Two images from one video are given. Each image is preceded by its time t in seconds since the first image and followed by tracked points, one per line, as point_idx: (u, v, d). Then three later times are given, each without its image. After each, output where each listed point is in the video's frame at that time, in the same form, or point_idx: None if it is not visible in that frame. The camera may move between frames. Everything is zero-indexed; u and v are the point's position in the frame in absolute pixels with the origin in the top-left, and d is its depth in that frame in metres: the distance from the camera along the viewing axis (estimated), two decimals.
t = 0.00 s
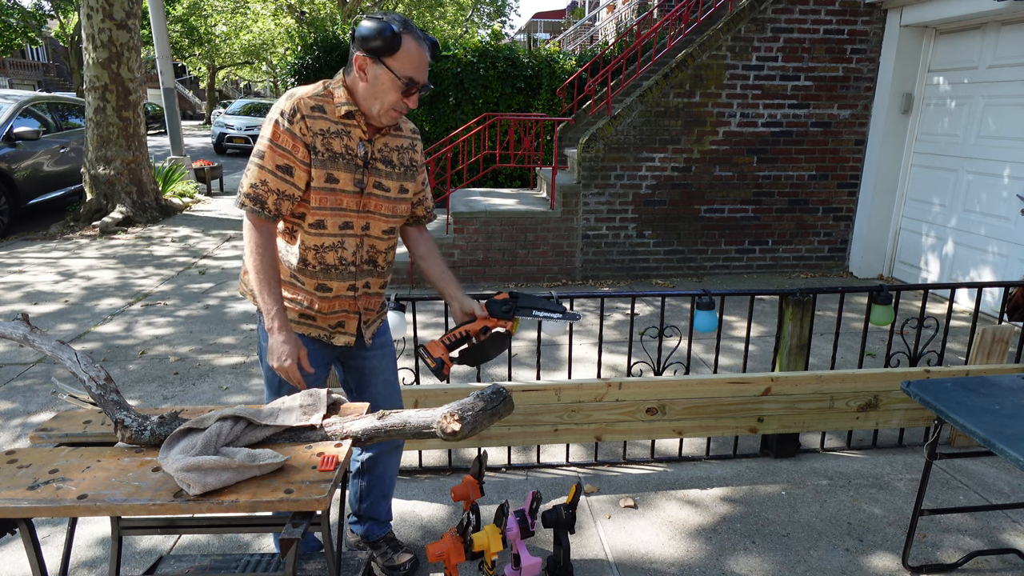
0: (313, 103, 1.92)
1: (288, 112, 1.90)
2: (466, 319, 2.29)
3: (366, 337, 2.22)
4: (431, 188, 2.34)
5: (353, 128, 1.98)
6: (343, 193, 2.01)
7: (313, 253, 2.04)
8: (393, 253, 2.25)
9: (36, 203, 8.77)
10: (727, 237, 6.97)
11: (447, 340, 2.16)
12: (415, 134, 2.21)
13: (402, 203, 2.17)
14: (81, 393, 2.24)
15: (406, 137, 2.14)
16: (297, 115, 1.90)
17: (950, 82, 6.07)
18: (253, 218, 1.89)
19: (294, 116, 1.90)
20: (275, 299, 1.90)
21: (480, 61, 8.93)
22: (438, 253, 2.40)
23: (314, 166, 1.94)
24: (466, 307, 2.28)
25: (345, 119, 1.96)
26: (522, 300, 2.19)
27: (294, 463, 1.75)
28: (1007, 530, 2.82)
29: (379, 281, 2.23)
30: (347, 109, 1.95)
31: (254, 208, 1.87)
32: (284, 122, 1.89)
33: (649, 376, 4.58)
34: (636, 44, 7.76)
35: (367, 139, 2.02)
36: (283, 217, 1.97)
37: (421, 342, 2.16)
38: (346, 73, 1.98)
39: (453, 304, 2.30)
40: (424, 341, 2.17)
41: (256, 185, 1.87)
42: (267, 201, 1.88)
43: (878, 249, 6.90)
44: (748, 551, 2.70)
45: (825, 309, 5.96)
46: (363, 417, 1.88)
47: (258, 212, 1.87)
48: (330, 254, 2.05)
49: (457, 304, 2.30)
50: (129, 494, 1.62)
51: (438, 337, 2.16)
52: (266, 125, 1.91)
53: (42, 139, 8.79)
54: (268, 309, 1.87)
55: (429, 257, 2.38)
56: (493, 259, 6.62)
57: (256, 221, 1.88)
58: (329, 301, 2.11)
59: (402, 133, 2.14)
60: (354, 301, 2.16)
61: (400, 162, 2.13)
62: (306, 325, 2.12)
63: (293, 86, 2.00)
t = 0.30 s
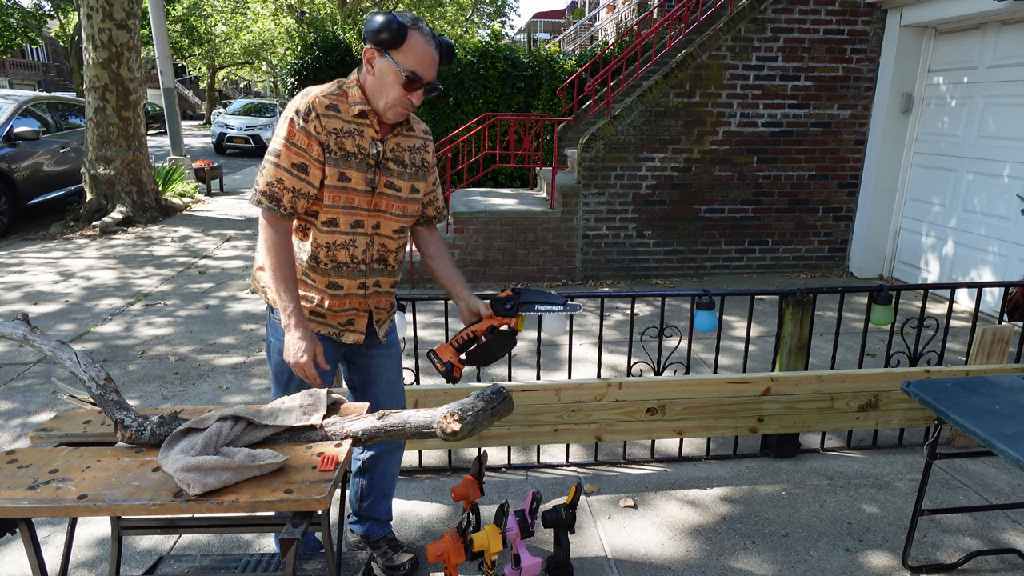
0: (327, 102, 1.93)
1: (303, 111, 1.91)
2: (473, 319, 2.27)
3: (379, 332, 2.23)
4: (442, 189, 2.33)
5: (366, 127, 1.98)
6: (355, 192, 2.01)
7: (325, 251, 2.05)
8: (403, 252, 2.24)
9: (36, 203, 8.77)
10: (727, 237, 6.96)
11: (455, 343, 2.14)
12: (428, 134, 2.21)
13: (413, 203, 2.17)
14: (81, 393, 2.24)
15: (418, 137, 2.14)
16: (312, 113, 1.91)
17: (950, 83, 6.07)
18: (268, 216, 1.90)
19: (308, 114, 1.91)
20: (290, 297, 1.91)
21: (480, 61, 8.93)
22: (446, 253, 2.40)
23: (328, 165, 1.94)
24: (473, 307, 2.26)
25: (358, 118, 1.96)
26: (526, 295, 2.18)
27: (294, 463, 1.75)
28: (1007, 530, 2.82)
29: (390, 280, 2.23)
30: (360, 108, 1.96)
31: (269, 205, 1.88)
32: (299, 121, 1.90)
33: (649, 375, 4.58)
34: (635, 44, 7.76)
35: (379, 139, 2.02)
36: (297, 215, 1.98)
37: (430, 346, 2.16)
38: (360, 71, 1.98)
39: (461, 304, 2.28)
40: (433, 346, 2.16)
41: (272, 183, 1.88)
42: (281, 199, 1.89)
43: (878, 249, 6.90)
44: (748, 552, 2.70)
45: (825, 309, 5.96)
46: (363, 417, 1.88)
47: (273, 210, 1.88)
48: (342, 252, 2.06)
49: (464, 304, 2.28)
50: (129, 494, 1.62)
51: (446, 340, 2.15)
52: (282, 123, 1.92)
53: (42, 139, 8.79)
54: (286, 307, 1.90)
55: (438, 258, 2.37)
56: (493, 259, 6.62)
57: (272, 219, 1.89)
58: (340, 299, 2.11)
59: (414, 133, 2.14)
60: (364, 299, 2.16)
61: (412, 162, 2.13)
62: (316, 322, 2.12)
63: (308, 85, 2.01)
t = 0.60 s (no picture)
0: (335, 102, 1.93)
1: (312, 111, 1.92)
2: (480, 322, 2.27)
3: (382, 334, 2.23)
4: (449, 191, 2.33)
5: (374, 127, 1.98)
6: (362, 193, 2.01)
7: (330, 251, 2.05)
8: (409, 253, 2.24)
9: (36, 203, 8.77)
10: (727, 237, 6.96)
11: (462, 346, 2.14)
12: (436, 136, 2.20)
13: (420, 204, 2.16)
14: (81, 393, 2.24)
15: (426, 139, 2.14)
16: (320, 113, 1.92)
17: (950, 83, 6.08)
18: (276, 215, 1.90)
19: (317, 114, 1.92)
20: (297, 296, 1.92)
21: (480, 61, 8.94)
22: (455, 255, 2.40)
23: (335, 164, 1.94)
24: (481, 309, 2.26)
25: (366, 118, 1.97)
26: (534, 299, 2.13)
27: (294, 463, 1.75)
28: (1007, 530, 2.82)
29: (395, 281, 2.22)
30: (368, 108, 1.96)
31: (277, 204, 1.88)
32: (308, 120, 1.91)
33: (649, 375, 4.58)
34: (635, 44, 7.76)
35: (387, 139, 2.02)
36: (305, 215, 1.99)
37: (437, 347, 2.16)
38: (369, 72, 1.99)
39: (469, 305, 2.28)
40: (440, 347, 2.16)
41: (279, 182, 1.88)
42: (289, 198, 1.90)
43: (878, 249, 6.90)
44: (748, 551, 2.70)
45: (825, 309, 5.96)
46: (363, 417, 1.88)
47: (280, 209, 1.89)
48: (348, 252, 2.06)
49: (472, 307, 2.29)
50: (130, 494, 1.62)
51: (453, 341, 2.15)
52: (291, 123, 1.93)
53: (42, 139, 8.79)
54: (292, 306, 1.90)
55: (446, 260, 2.37)
56: (493, 259, 6.61)
57: (279, 218, 1.90)
58: (345, 299, 2.12)
59: (423, 135, 2.14)
60: (369, 300, 2.15)
61: (419, 164, 2.12)
62: (320, 323, 2.13)
63: (318, 85, 2.02)
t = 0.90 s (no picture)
0: (337, 101, 1.94)
1: (314, 109, 1.92)
2: (485, 324, 2.26)
3: (382, 334, 2.22)
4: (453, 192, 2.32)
5: (376, 126, 1.98)
6: (363, 191, 2.01)
7: (331, 250, 2.05)
8: (412, 253, 2.23)
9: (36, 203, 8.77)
10: (727, 237, 6.96)
11: (466, 349, 2.11)
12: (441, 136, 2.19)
13: (422, 205, 2.15)
14: (81, 393, 2.24)
15: (430, 139, 2.13)
16: (323, 112, 1.92)
17: (950, 83, 6.08)
18: (278, 213, 1.91)
19: (319, 113, 1.92)
20: (297, 294, 1.92)
21: (481, 62, 8.95)
22: (460, 257, 2.40)
23: (337, 163, 1.95)
24: (485, 312, 2.25)
25: (368, 117, 1.97)
26: (537, 302, 2.13)
27: (294, 463, 1.75)
28: (1007, 530, 2.82)
29: (397, 281, 2.21)
30: (370, 107, 1.96)
31: (278, 202, 1.89)
32: (310, 119, 1.92)
33: (649, 375, 4.59)
34: (635, 44, 7.76)
35: (389, 139, 2.02)
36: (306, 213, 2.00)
37: (442, 351, 2.14)
38: (372, 71, 1.99)
39: (474, 308, 2.28)
40: (445, 351, 2.15)
41: (280, 180, 1.89)
42: (290, 196, 1.90)
43: (878, 249, 6.90)
44: (748, 552, 2.70)
45: (825, 309, 5.96)
46: (363, 418, 1.87)
47: (282, 206, 1.90)
48: (349, 251, 2.06)
49: (476, 308, 2.29)
50: (129, 494, 1.62)
51: (458, 345, 2.13)
52: (294, 121, 1.94)
53: (42, 139, 8.79)
54: (293, 305, 1.91)
55: (451, 261, 2.38)
56: (493, 259, 6.61)
57: (281, 216, 1.91)
58: (347, 299, 2.12)
59: (427, 135, 2.13)
60: (371, 300, 2.15)
61: (422, 164, 2.12)
62: (321, 322, 2.13)
63: (322, 84, 2.03)
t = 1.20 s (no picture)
0: (337, 101, 1.94)
1: (314, 109, 1.93)
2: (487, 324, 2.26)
3: (383, 333, 2.22)
4: (456, 192, 2.31)
5: (376, 126, 1.98)
6: (364, 191, 2.02)
7: (332, 249, 2.06)
8: (414, 252, 2.23)
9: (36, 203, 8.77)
10: (727, 237, 6.96)
11: (468, 347, 2.12)
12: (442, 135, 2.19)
13: (423, 204, 2.15)
14: (81, 393, 2.24)
15: (432, 138, 2.13)
16: (322, 112, 1.92)
17: (950, 83, 6.08)
18: (278, 212, 1.92)
19: (318, 113, 1.93)
20: (297, 293, 1.92)
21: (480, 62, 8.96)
22: (464, 256, 2.40)
23: (336, 163, 1.95)
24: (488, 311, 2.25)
25: (368, 117, 1.97)
26: (540, 303, 2.13)
27: (294, 462, 1.75)
28: (1007, 530, 2.82)
29: (398, 280, 2.21)
30: (370, 107, 1.96)
31: (278, 202, 1.90)
32: (310, 119, 1.92)
33: (649, 375, 4.59)
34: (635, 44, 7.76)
35: (390, 138, 2.02)
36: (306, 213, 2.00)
37: (444, 349, 2.14)
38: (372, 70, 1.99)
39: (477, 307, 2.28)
40: (447, 349, 2.15)
41: (281, 180, 1.89)
42: (290, 196, 1.90)
43: (878, 249, 6.90)
44: (748, 552, 2.70)
45: (824, 309, 5.96)
46: (364, 417, 1.88)
47: (282, 206, 1.90)
48: (349, 251, 2.06)
49: (479, 308, 2.28)
50: (130, 494, 1.62)
51: (460, 343, 2.13)
52: (294, 121, 1.94)
53: (42, 139, 8.79)
54: (292, 304, 1.91)
55: (454, 260, 2.37)
56: (493, 259, 6.62)
57: (281, 216, 1.91)
58: (347, 298, 2.12)
59: (428, 135, 2.13)
60: (371, 299, 2.15)
61: (423, 163, 2.11)
62: (322, 321, 2.13)
63: (323, 84, 2.03)
